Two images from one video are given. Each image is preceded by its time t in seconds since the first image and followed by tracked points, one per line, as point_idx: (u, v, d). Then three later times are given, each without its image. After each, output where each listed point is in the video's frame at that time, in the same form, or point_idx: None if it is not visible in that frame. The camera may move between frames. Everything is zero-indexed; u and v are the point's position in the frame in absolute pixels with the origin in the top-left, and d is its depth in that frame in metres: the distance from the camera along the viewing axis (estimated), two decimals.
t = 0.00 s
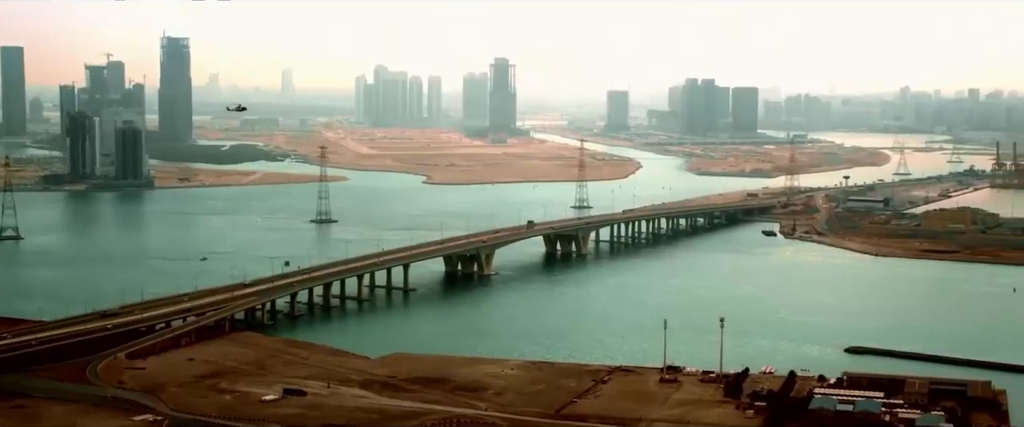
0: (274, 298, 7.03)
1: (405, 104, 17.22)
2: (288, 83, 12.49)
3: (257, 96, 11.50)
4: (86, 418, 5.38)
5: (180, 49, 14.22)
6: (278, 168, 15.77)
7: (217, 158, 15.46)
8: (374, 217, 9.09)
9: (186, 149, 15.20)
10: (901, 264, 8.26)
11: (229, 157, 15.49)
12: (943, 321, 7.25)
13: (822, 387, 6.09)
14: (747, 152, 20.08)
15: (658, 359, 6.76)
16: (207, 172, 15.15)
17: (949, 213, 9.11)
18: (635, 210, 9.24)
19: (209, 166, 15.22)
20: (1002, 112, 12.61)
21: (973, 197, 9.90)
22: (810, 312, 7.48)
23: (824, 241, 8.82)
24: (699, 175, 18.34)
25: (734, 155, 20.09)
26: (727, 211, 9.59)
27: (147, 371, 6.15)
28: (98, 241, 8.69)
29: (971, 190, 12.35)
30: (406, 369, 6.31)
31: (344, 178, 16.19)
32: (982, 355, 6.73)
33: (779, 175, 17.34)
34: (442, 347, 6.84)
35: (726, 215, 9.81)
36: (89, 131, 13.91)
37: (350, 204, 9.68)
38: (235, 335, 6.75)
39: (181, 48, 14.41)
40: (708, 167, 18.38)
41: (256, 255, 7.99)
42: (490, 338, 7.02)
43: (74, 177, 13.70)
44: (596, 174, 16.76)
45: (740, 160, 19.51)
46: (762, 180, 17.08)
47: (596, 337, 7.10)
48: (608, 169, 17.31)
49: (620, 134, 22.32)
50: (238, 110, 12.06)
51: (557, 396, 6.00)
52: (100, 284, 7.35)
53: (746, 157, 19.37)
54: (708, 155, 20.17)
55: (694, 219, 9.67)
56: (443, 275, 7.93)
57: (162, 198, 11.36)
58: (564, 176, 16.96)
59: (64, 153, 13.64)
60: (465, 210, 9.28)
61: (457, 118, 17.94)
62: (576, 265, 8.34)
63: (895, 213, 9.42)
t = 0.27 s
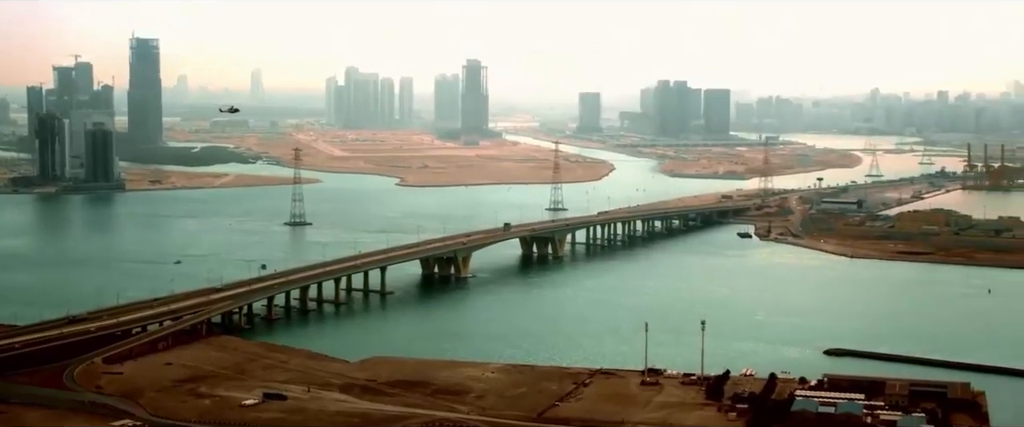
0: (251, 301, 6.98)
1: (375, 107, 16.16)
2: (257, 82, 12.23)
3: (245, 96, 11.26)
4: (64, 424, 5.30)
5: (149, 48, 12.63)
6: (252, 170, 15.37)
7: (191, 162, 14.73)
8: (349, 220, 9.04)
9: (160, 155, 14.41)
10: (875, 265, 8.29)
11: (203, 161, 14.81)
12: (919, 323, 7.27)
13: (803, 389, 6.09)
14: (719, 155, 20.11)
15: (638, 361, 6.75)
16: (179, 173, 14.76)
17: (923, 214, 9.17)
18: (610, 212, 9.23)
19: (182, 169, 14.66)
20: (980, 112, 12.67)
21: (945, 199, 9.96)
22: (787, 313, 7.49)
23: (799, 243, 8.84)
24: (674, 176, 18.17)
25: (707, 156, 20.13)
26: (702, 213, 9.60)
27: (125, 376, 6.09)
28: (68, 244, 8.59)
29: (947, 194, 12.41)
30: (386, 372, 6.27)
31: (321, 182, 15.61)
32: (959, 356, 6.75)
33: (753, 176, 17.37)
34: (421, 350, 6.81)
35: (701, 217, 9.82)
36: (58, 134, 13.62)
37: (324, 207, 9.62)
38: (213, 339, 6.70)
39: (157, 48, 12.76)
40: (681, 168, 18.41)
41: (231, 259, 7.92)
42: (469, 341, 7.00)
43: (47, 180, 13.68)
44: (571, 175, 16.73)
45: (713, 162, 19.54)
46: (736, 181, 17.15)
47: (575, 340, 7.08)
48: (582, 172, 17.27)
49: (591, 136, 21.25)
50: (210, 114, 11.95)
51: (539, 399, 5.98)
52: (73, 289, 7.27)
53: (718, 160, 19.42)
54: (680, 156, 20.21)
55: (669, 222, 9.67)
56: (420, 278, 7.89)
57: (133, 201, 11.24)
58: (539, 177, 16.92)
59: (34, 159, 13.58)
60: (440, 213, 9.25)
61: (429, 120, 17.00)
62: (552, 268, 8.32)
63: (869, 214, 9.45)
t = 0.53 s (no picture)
0: (228, 305, 6.92)
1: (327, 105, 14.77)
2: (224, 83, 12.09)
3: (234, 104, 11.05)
4: None
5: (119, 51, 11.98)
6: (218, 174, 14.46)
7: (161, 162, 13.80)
8: (323, 222, 8.99)
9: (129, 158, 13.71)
10: (851, 266, 8.32)
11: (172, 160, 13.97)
12: (896, 324, 7.29)
13: (784, 391, 6.09)
14: (691, 158, 20.21)
15: (618, 364, 6.73)
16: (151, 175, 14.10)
17: (897, 217, 9.24)
18: (587, 214, 9.22)
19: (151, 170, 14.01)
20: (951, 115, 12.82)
21: (919, 200, 10.02)
22: (766, 316, 7.49)
23: (774, 245, 8.86)
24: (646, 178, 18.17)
25: (680, 159, 20.23)
26: (678, 215, 9.60)
27: (102, 381, 6.02)
28: (40, 246, 8.49)
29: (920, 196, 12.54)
30: (367, 377, 6.24)
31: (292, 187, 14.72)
32: (937, 357, 6.77)
33: (726, 179, 17.45)
34: (400, 353, 6.77)
35: (676, 219, 9.82)
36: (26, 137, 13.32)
37: (298, 208, 9.57)
38: (190, 344, 6.64)
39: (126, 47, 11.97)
40: (655, 170, 18.47)
41: (206, 262, 7.86)
42: (448, 344, 6.97)
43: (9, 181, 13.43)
44: (545, 178, 16.70)
45: (686, 164, 19.59)
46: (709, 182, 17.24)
47: (554, 343, 7.06)
48: (556, 174, 17.26)
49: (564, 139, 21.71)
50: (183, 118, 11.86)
51: (521, 403, 5.95)
52: (47, 292, 7.19)
53: (691, 162, 19.46)
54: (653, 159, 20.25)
55: (645, 224, 9.67)
56: (397, 281, 7.85)
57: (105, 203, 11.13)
58: (512, 179, 16.89)
59: (3, 155, 13.43)
60: (416, 216, 9.21)
61: (401, 122, 16.20)
62: (529, 270, 8.30)
63: (843, 216, 9.48)
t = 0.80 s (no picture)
0: (209, 308, 6.88)
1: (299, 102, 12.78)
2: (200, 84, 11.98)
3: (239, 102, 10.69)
4: None
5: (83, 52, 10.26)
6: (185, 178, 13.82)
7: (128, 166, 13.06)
8: (301, 225, 8.94)
9: (105, 158, 14.27)
10: (830, 268, 8.34)
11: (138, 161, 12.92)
12: (878, 325, 7.31)
13: (768, 393, 6.09)
14: (667, 159, 20.27)
15: (602, 366, 6.72)
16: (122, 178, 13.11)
17: (874, 218, 9.29)
18: (566, 217, 9.22)
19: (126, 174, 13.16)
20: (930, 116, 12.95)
21: (895, 202, 10.06)
22: (745, 317, 7.50)
23: (753, 246, 8.88)
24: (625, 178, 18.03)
25: (656, 160, 20.29)
26: (656, 217, 9.61)
27: (83, 385, 5.97)
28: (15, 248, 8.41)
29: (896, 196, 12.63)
30: (350, 380, 6.21)
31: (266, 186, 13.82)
32: (919, 358, 6.78)
33: (704, 181, 17.50)
34: (383, 356, 6.74)
35: (655, 221, 9.83)
36: None
37: (277, 210, 9.53)
38: (171, 348, 6.60)
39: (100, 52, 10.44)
40: (633, 171, 18.52)
41: (185, 265, 7.81)
42: (430, 347, 6.95)
43: None
44: (524, 179, 16.67)
45: (663, 166, 19.62)
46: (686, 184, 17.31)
47: (537, 345, 7.04)
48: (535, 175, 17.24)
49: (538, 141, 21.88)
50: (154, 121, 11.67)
51: (506, 405, 5.93)
52: (26, 295, 7.12)
53: (669, 164, 19.50)
54: (631, 161, 20.28)
55: (624, 226, 9.67)
56: (377, 284, 7.82)
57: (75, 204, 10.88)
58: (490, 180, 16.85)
59: None
60: (395, 218, 9.19)
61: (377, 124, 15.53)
62: (509, 272, 8.29)
63: (822, 217, 9.51)
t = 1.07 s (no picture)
0: (187, 313, 6.82)
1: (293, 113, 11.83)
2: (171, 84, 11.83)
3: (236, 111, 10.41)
4: None
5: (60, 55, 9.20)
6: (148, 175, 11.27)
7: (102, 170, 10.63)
8: (276, 229, 8.89)
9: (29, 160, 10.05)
10: (806, 270, 8.36)
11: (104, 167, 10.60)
12: (856, 327, 7.32)
13: (750, 396, 6.08)
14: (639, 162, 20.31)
15: (583, 369, 6.70)
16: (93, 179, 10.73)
17: (849, 220, 9.33)
18: (542, 219, 9.21)
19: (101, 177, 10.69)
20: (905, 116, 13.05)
21: (869, 204, 10.10)
22: (724, 319, 7.50)
23: (729, 248, 8.89)
24: (598, 180, 18.03)
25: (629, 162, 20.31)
26: (633, 219, 9.61)
27: (61, 391, 5.89)
28: None
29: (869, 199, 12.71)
30: (330, 385, 6.17)
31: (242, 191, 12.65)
32: (899, 359, 6.79)
33: (677, 184, 17.50)
34: (363, 361, 6.71)
35: (632, 223, 9.83)
36: None
37: (251, 214, 9.47)
38: (149, 353, 6.53)
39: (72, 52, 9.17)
40: (607, 173, 18.50)
41: (161, 270, 7.75)
42: (409, 351, 6.92)
43: None
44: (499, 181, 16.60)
45: (636, 169, 19.62)
46: (661, 186, 17.33)
47: (518, 349, 7.02)
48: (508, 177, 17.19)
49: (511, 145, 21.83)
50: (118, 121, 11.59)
51: (489, 409, 5.90)
52: None
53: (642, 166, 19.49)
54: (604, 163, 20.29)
55: (600, 228, 9.67)
56: (355, 288, 7.79)
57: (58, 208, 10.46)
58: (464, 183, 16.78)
59: None
60: (370, 221, 9.15)
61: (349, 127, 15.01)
62: (486, 275, 8.27)
63: (796, 220, 9.54)
